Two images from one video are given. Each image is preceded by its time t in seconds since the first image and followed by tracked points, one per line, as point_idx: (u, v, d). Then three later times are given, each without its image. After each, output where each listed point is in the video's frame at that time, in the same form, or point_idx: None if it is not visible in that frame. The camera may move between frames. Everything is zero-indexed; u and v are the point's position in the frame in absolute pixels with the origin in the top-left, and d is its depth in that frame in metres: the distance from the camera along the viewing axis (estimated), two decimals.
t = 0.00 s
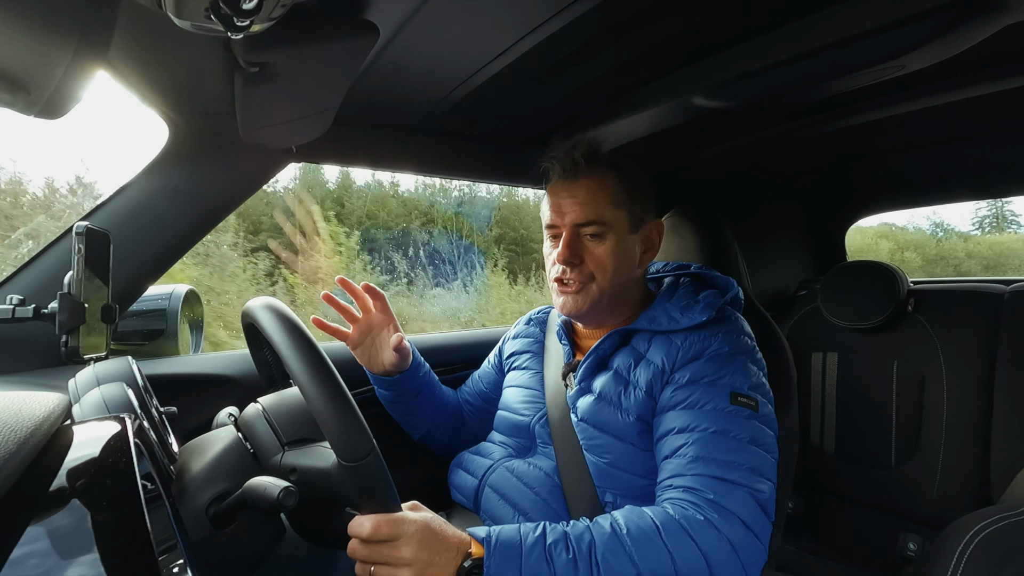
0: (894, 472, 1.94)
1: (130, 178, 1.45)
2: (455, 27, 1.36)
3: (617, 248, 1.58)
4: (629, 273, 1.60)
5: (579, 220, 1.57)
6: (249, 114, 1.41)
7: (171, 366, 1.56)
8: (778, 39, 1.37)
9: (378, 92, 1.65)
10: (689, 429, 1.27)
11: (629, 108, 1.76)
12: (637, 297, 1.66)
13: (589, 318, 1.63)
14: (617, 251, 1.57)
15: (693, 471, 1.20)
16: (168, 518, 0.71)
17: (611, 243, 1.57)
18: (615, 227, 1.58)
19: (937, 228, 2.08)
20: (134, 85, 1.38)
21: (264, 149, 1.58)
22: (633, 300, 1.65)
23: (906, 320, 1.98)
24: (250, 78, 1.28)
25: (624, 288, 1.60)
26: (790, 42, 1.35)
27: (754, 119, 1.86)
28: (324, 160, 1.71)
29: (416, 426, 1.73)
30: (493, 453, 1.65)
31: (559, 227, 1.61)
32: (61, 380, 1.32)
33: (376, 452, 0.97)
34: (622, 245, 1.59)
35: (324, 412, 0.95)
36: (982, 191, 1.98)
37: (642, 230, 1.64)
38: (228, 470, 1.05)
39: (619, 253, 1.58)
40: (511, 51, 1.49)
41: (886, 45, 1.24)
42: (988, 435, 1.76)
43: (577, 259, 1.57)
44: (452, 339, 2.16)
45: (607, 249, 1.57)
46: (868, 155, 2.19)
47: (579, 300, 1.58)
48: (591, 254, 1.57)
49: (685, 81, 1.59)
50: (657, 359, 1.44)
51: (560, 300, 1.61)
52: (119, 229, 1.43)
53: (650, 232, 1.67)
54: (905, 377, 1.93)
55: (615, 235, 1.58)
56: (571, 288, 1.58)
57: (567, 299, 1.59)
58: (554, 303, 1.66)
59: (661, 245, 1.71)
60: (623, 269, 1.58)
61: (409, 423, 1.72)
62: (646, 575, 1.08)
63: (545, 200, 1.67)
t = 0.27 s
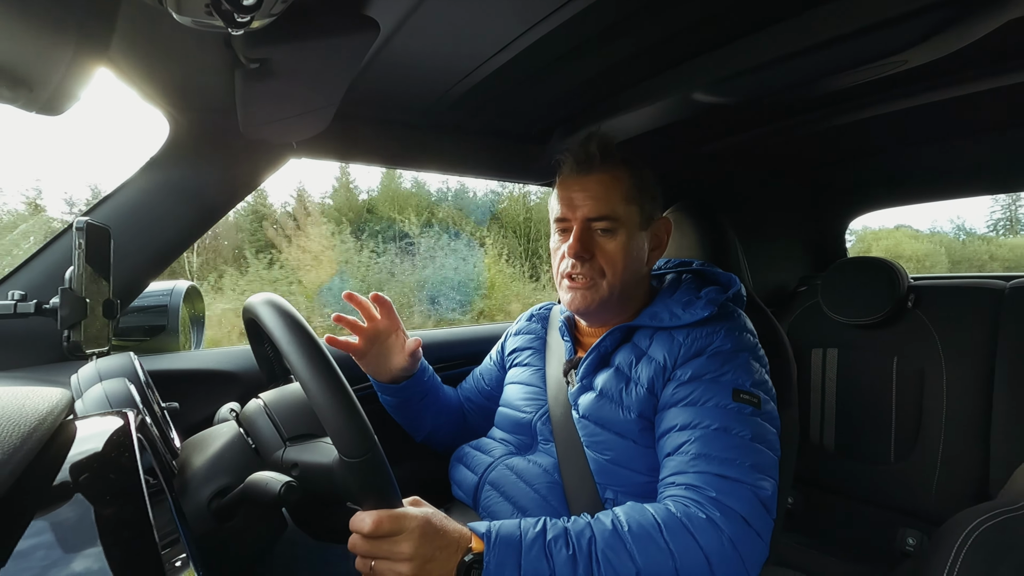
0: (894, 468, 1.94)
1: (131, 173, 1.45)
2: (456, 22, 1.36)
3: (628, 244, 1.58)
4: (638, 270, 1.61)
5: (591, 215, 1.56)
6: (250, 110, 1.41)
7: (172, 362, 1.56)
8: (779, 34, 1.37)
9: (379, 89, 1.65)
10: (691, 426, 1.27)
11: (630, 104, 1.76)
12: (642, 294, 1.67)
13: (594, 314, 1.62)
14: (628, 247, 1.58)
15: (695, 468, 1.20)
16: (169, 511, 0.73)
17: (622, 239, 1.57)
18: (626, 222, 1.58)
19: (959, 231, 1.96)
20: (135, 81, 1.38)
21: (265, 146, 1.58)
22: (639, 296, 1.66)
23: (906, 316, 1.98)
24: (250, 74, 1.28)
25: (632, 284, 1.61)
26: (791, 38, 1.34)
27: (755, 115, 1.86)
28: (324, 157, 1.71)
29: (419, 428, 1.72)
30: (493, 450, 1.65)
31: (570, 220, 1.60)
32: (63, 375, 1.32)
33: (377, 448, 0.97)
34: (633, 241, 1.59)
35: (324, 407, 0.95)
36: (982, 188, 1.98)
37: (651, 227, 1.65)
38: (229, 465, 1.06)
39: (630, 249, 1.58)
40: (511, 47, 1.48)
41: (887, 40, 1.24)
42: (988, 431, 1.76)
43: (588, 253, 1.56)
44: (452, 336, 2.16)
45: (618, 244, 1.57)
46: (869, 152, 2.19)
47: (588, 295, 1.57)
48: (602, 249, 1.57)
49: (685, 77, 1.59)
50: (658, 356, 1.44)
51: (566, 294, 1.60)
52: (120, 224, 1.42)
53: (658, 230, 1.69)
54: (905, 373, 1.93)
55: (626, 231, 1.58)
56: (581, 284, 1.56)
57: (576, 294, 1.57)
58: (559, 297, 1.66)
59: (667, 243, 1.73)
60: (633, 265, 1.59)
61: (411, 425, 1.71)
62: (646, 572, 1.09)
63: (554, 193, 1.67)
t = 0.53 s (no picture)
0: (894, 472, 1.94)
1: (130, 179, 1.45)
2: (455, 28, 1.36)
3: (637, 248, 1.58)
4: (645, 276, 1.60)
5: (602, 217, 1.57)
6: (249, 116, 1.41)
7: (171, 368, 1.56)
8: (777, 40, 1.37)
9: (378, 94, 1.66)
10: (701, 432, 1.26)
11: (628, 109, 1.76)
12: (647, 301, 1.66)
13: (599, 319, 1.61)
14: (637, 252, 1.57)
15: (709, 473, 1.19)
16: (167, 520, 0.72)
17: (631, 243, 1.57)
18: (637, 227, 1.58)
19: (981, 234, 1.97)
20: (134, 88, 1.38)
21: (264, 151, 1.58)
22: (644, 303, 1.65)
23: (906, 320, 1.98)
24: (249, 81, 1.28)
25: (639, 290, 1.60)
26: (789, 43, 1.35)
27: (753, 120, 1.87)
28: (323, 162, 1.72)
29: (423, 440, 1.72)
30: (492, 454, 1.65)
31: (580, 221, 1.61)
32: (62, 381, 1.32)
33: (375, 454, 0.97)
34: (642, 245, 1.59)
35: (323, 414, 0.95)
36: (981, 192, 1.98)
37: (659, 233, 1.65)
38: (226, 471, 1.06)
39: (639, 254, 1.58)
40: (510, 53, 1.49)
41: (884, 45, 1.25)
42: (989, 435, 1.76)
43: (597, 256, 1.56)
44: (451, 341, 2.16)
45: (627, 248, 1.57)
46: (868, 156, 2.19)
47: (596, 299, 1.55)
48: (611, 251, 1.56)
49: (684, 82, 1.60)
50: (663, 360, 1.44)
51: (572, 297, 1.59)
52: (119, 230, 1.43)
53: (666, 238, 1.69)
54: (905, 378, 1.93)
55: (635, 235, 1.58)
56: (589, 286, 1.56)
57: (583, 297, 1.56)
58: (565, 300, 1.65)
59: (674, 251, 1.72)
60: (642, 270, 1.59)
61: (417, 437, 1.71)
62: None
63: (563, 199, 1.68)
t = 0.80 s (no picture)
0: (894, 472, 1.94)
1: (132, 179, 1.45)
2: (456, 29, 1.36)
3: (616, 253, 1.56)
4: (628, 279, 1.59)
5: (577, 226, 1.55)
6: (250, 115, 1.41)
7: (172, 367, 1.56)
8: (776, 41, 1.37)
9: (378, 94, 1.65)
10: (714, 430, 1.22)
11: (629, 109, 1.76)
12: (638, 300, 1.66)
13: (589, 322, 1.63)
14: (615, 257, 1.56)
15: (728, 468, 1.14)
16: (168, 519, 0.72)
17: (609, 249, 1.56)
18: (614, 232, 1.56)
19: (999, 236, 1.88)
20: (135, 87, 1.38)
21: (265, 151, 1.58)
22: (634, 303, 1.64)
23: (905, 320, 1.98)
24: (250, 81, 1.28)
25: (624, 293, 1.60)
26: (789, 44, 1.35)
27: (753, 120, 1.87)
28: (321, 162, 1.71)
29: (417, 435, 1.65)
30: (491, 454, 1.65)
31: (557, 232, 1.60)
32: (62, 382, 1.32)
33: (375, 455, 1.00)
34: (621, 250, 1.57)
35: (323, 413, 0.96)
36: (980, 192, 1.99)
37: (642, 234, 1.63)
38: (228, 471, 1.06)
39: (619, 258, 1.57)
40: (511, 53, 1.49)
41: (884, 46, 1.25)
42: (989, 435, 1.76)
43: (575, 265, 1.56)
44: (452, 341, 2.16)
45: (605, 254, 1.56)
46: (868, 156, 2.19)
47: (578, 307, 1.58)
48: (589, 260, 1.56)
49: (684, 82, 1.60)
50: (664, 358, 1.43)
51: (559, 304, 1.61)
52: (119, 231, 1.42)
53: (651, 235, 1.66)
54: (906, 378, 1.93)
55: (613, 240, 1.56)
56: (572, 294, 1.57)
57: (568, 305, 1.59)
58: (554, 306, 1.67)
59: (662, 248, 1.70)
60: (623, 274, 1.57)
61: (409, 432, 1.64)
62: (709, 562, 0.98)
63: (543, 204, 1.65)
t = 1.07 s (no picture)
0: (893, 471, 1.94)
1: (132, 175, 1.45)
2: (457, 26, 1.36)
3: (601, 247, 1.58)
4: (615, 274, 1.59)
5: (562, 219, 1.58)
6: (249, 112, 1.41)
7: (170, 365, 1.56)
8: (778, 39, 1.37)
9: (378, 91, 1.65)
10: (702, 428, 1.23)
11: (629, 107, 1.76)
12: (628, 298, 1.65)
13: (578, 317, 1.62)
14: (600, 251, 1.57)
15: (715, 468, 1.15)
16: (167, 516, 0.73)
17: (595, 243, 1.57)
18: (599, 226, 1.58)
19: (1016, 238, 1.89)
20: (134, 84, 1.38)
21: (264, 148, 1.58)
22: (624, 299, 1.64)
23: (904, 320, 1.98)
24: (250, 77, 1.28)
25: (611, 288, 1.60)
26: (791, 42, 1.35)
27: (754, 118, 1.87)
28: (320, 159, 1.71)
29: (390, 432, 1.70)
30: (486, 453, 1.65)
31: (543, 225, 1.63)
32: (61, 378, 1.31)
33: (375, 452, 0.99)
34: (606, 243, 1.58)
35: (322, 411, 0.96)
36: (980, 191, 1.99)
37: (629, 230, 1.63)
38: (226, 468, 1.06)
39: (605, 252, 1.58)
40: (511, 50, 1.48)
41: (886, 44, 1.25)
42: (988, 434, 1.76)
43: (561, 258, 1.58)
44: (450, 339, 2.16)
45: (591, 248, 1.58)
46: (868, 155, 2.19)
47: (565, 301, 1.59)
48: (574, 254, 1.58)
49: (684, 80, 1.60)
50: (656, 357, 1.43)
51: (549, 302, 1.62)
52: (119, 228, 1.43)
53: (640, 231, 1.66)
54: (904, 377, 1.93)
55: (599, 234, 1.58)
56: (558, 287, 1.59)
57: (555, 298, 1.60)
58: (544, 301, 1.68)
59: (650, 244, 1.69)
60: (609, 268, 1.58)
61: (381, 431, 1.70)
62: (699, 565, 1.01)
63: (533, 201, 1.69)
